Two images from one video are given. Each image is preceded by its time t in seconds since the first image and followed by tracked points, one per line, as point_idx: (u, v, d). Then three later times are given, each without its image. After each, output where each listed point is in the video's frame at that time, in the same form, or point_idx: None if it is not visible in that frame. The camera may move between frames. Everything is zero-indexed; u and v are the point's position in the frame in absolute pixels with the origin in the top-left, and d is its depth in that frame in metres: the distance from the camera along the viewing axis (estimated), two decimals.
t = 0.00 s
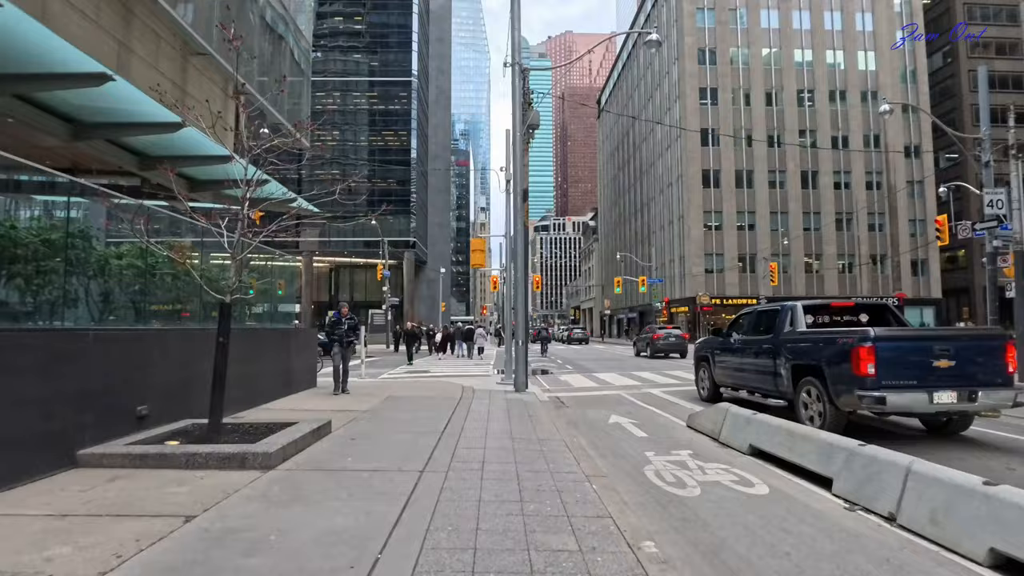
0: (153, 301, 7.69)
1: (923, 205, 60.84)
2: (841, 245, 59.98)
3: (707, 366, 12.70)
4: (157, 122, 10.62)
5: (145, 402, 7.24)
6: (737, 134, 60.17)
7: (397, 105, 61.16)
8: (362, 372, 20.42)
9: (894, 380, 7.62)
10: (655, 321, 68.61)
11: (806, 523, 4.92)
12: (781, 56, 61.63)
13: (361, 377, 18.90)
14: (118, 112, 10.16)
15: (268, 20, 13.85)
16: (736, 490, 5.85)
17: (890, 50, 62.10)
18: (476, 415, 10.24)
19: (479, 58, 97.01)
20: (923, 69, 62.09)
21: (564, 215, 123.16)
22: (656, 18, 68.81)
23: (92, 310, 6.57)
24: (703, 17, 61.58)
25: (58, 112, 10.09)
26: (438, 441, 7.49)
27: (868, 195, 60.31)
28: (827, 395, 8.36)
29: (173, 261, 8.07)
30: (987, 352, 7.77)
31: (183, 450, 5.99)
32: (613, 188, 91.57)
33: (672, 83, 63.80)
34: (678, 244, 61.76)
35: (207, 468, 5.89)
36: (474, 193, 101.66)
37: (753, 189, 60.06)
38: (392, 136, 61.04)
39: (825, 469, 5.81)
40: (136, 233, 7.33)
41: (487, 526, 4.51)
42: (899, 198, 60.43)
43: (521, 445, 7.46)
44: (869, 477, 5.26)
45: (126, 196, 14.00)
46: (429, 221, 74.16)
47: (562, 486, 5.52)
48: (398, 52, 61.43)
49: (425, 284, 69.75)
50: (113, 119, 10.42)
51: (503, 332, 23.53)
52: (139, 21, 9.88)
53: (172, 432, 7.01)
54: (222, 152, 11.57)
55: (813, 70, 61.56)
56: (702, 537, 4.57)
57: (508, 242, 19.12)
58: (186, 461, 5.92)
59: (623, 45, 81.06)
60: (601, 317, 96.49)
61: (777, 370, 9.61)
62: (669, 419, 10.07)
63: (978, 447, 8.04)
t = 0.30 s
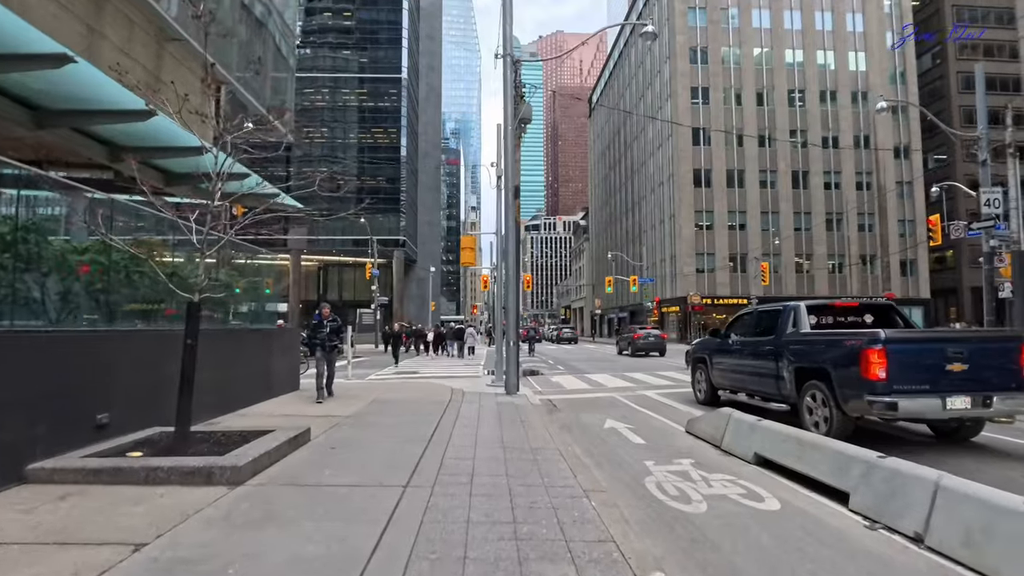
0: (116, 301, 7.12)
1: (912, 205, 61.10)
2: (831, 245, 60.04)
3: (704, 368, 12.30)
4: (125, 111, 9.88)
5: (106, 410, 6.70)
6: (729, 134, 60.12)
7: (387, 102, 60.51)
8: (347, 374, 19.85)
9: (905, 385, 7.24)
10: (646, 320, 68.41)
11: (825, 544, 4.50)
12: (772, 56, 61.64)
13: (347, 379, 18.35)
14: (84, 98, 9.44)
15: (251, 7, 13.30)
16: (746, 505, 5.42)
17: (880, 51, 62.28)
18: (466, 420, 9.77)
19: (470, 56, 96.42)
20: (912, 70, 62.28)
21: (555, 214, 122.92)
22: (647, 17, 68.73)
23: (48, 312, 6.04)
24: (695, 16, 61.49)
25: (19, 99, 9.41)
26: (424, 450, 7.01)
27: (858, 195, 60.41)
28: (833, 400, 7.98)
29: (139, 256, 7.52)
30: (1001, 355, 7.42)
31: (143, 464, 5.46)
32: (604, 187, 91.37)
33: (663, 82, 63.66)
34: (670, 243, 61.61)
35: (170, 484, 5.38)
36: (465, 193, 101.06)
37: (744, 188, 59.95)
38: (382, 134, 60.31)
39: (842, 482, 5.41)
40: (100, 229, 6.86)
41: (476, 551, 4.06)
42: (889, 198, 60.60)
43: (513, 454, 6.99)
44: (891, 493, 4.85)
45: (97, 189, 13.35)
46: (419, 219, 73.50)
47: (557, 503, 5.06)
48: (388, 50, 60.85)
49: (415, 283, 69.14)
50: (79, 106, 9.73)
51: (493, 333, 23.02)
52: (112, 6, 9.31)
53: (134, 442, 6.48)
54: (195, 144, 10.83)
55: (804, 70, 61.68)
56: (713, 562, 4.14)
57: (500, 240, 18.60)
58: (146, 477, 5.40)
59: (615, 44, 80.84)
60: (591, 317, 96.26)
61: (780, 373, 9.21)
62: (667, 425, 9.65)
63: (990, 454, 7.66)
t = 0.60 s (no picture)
0: (62, 297, 6.51)
1: (896, 204, 61.51)
2: (816, 243, 60.29)
3: (695, 367, 11.95)
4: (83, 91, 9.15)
5: (52, 413, 6.17)
6: (715, 132, 60.21)
7: (373, 97, 59.64)
8: (328, 372, 19.27)
9: (906, 385, 6.93)
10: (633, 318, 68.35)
11: (835, 560, 4.12)
12: (759, 55, 61.74)
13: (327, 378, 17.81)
14: (38, 77, 8.66)
15: None
16: (745, 515, 5.03)
17: (865, 51, 62.60)
18: (448, 421, 9.34)
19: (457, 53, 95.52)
20: (896, 71, 62.66)
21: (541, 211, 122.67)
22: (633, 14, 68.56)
23: None
24: (682, 13, 61.36)
25: None
26: (401, 454, 6.55)
27: (843, 194, 60.71)
28: (831, 400, 7.65)
29: (93, 247, 6.94)
30: (1005, 353, 7.13)
31: (86, 473, 4.93)
32: (591, 184, 91.15)
33: (650, 80, 63.58)
34: (656, 241, 61.60)
35: (115, 495, 4.84)
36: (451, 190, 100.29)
37: (730, 186, 60.05)
38: (367, 128, 59.46)
39: (847, 490, 5.05)
40: (42, 215, 6.26)
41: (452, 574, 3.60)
42: (873, 197, 60.98)
43: (496, 458, 6.55)
44: (902, 501, 4.51)
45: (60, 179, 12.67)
46: (405, 216, 72.77)
47: (542, 517, 4.61)
48: (374, 45, 60.04)
49: (400, 280, 68.48)
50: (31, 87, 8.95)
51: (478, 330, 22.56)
52: None
53: (82, 448, 5.95)
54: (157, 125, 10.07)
55: (790, 69, 61.77)
56: None
57: (485, 235, 18.13)
58: (89, 488, 4.87)
59: (602, 42, 80.62)
60: (578, 315, 96.12)
61: (775, 372, 8.87)
62: (658, 425, 9.27)
63: (993, 456, 7.35)
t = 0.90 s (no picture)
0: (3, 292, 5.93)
1: (885, 201, 61.66)
2: (807, 240, 60.24)
3: (690, 365, 11.57)
4: (37, 70, 8.34)
5: None
6: (707, 128, 60.01)
7: (361, 90, 58.76)
8: (313, 370, 18.72)
9: (918, 386, 6.54)
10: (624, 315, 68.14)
11: None
12: (750, 51, 61.50)
13: (310, 377, 17.27)
14: None
15: None
16: (752, 531, 4.61)
17: (856, 48, 62.58)
18: (433, 423, 8.87)
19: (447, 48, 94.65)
20: (886, 68, 62.67)
21: (532, 208, 122.20)
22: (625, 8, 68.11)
23: None
24: (674, 9, 60.97)
25: None
26: (379, 462, 6.09)
27: (833, 191, 60.72)
28: (836, 402, 7.26)
29: (45, 237, 6.42)
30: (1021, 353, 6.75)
31: (24, 487, 4.42)
32: (582, 180, 90.75)
33: (642, 75, 63.27)
34: (647, 237, 61.39)
35: (57, 513, 4.35)
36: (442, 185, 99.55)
37: (722, 183, 59.86)
38: (356, 122, 58.68)
39: (864, 503, 4.65)
40: None
41: None
42: (863, 194, 61.06)
43: (482, 466, 6.10)
44: (928, 518, 4.11)
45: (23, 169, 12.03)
46: (394, 211, 72.04)
47: (532, 538, 4.15)
48: (362, 39, 59.13)
49: (389, 275, 67.81)
50: None
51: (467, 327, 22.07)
52: None
53: (27, 459, 5.43)
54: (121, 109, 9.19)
55: (782, 65, 61.58)
56: None
57: (474, 230, 17.65)
58: (26, 506, 4.36)
59: (593, 37, 80.17)
60: (568, 311, 95.82)
61: (774, 372, 8.48)
62: (653, 427, 8.84)
63: (1003, 460, 6.99)
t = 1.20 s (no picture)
0: None
1: (873, 204, 61.92)
2: (797, 243, 60.31)
3: (686, 369, 11.19)
4: None
5: None
6: (697, 131, 60.06)
7: (350, 91, 58.08)
8: (296, 374, 18.18)
9: (931, 392, 6.18)
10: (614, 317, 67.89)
11: None
12: (741, 54, 61.61)
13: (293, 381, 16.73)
14: None
15: None
16: (765, 552, 4.20)
17: (845, 52, 62.86)
18: (419, 429, 8.40)
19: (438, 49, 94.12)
20: (874, 72, 62.95)
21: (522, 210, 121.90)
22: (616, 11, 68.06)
23: None
24: (665, 11, 60.97)
25: None
26: (356, 474, 5.62)
27: (823, 194, 60.92)
28: (844, 408, 6.89)
29: None
30: None
31: None
32: (572, 182, 90.53)
33: (632, 77, 63.24)
34: (638, 239, 61.24)
35: None
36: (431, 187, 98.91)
37: (712, 185, 59.88)
38: (344, 122, 58.01)
39: (885, 521, 4.23)
40: None
41: None
42: (852, 197, 61.33)
43: (469, 477, 5.64)
44: (957, 539, 3.71)
45: None
46: (383, 212, 71.40)
47: (524, 565, 3.70)
48: (352, 40, 58.54)
49: (378, 277, 67.14)
50: None
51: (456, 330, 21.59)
52: None
53: None
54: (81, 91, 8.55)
55: (772, 69, 61.69)
56: None
57: (463, 228, 17.18)
58: None
59: (584, 39, 80.06)
60: (558, 314, 95.49)
61: (777, 376, 8.11)
62: (649, 434, 8.46)
63: (1017, 468, 6.67)
